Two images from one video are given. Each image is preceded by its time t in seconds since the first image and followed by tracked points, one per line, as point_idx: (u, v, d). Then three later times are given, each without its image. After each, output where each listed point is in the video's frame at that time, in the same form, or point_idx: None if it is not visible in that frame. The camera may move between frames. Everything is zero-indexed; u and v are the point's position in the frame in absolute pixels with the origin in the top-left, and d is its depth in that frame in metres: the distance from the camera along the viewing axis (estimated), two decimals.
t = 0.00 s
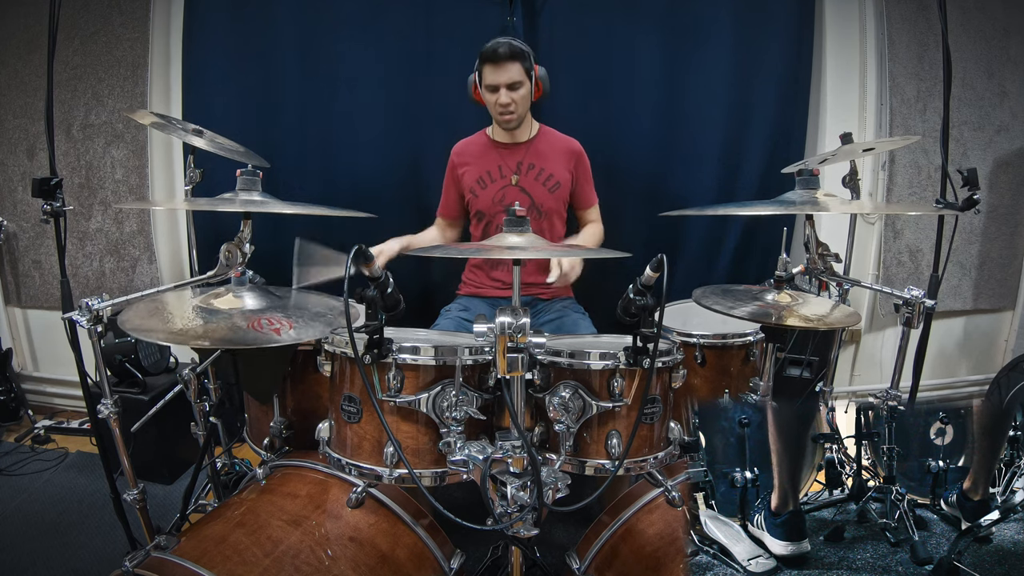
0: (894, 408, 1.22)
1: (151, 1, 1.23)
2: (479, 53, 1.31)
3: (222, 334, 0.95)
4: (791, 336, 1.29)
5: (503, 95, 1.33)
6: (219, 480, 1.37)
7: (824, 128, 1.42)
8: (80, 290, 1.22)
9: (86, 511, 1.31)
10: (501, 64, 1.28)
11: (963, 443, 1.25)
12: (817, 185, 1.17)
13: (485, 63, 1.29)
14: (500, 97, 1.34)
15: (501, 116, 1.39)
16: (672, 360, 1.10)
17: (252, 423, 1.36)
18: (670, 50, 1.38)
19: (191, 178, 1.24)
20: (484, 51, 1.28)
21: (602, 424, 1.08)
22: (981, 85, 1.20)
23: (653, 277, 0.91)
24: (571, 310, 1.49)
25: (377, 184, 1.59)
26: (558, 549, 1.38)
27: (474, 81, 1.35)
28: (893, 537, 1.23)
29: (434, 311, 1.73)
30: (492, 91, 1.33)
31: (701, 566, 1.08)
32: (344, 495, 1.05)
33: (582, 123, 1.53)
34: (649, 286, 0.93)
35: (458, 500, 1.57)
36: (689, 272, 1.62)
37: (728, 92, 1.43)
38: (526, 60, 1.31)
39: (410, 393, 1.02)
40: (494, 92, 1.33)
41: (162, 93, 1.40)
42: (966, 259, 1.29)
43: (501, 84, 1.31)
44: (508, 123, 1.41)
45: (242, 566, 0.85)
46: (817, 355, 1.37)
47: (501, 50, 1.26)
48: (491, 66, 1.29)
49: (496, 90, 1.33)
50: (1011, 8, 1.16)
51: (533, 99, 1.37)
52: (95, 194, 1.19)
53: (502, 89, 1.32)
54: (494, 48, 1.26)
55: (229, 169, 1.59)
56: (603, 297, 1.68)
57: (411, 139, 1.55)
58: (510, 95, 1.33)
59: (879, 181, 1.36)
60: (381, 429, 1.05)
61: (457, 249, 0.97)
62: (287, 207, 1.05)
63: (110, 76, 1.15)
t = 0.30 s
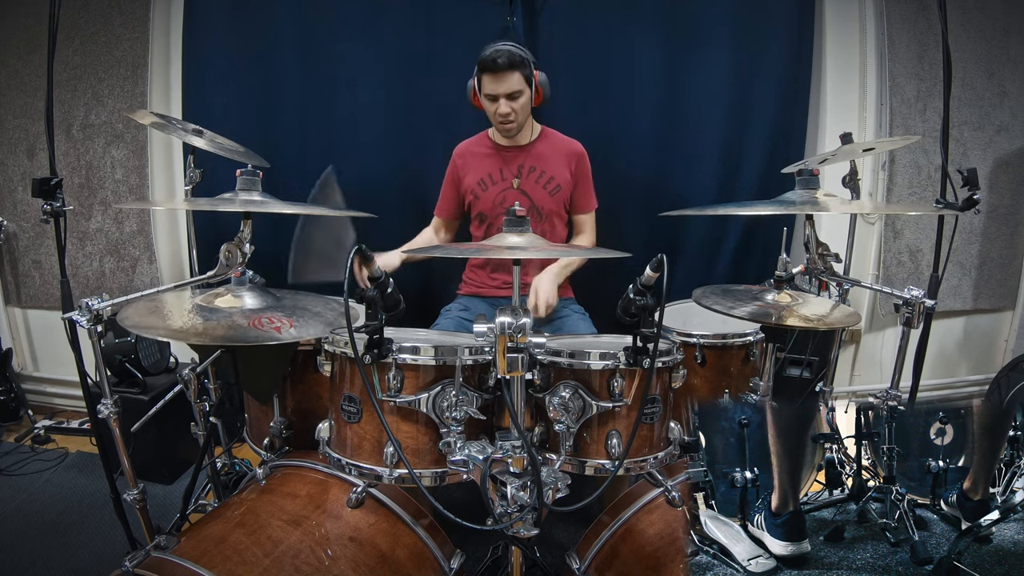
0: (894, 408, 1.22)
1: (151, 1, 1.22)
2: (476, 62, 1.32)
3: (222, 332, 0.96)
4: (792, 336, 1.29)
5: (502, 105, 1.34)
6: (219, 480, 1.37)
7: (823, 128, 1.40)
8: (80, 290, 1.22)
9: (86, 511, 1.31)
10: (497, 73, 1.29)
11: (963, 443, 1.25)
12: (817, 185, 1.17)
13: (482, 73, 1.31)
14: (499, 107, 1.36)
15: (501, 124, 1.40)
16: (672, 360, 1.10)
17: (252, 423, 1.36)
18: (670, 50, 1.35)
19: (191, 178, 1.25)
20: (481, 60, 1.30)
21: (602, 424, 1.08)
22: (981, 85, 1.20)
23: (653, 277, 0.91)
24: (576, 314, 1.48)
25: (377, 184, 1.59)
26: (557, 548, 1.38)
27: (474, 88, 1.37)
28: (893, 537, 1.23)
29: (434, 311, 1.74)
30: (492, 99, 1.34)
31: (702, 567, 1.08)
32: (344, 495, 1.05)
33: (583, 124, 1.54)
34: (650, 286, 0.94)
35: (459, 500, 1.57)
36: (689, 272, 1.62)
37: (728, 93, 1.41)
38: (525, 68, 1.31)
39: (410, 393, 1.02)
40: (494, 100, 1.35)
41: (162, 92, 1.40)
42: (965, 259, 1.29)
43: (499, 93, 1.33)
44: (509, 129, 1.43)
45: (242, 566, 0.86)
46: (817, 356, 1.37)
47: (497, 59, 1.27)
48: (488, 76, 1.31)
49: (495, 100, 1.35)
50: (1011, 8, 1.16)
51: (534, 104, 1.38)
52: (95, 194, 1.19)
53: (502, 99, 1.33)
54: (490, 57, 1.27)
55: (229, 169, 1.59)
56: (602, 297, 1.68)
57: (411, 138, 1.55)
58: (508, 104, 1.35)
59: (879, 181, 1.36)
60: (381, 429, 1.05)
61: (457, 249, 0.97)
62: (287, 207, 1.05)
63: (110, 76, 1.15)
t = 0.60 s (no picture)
0: (894, 408, 1.22)
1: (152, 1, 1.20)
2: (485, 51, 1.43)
3: (223, 336, 0.96)
4: (792, 336, 1.29)
5: (514, 87, 1.45)
6: (219, 480, 1.37)
7: (823, 128, 1.40)
8: (80, 290, 1.22)
9: (86, 511, 1.31)
10: (513, 58, 1.41)
11: (963, 443, 1.26)
12: (817, 185, 1.17)
13: (495, 58, 1.42)
14: (512, 90, 1.46)
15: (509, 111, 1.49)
16: (672, 360, 1.10)
17: (252, 423, 1.36)
18: (670, 50, 1.35)
19: (191, 179, 1.27)
20: (495, 47, 1.41)
21: (602, 424, 1.08)
22: (981, 85, 1.20)
23: (653, 277, 0.92)
24: (576, 314, 1.49)
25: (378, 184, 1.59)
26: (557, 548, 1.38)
27: (482, 77, 1.45)
28: (893, 537, 1.23)
29: (434, 311, 1.74)
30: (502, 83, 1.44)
31: (702, 567, 1.08)
32: (344, 495, 1.05)
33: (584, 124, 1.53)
34: (649, 286, 0.94)
35: (460, 501, 1.57)
36: (688, 272, 1.62)
37: (728, 93, 1.41)
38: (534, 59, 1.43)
39: (410, 393, 1.02)
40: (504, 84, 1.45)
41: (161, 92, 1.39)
42: (965, 259, 1.29)
43: (509, 77, 1.44)
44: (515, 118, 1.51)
45: (242, 566, 0.85)
46: (817, 356, 1.37)
47: (515, 45, 1.40)
48: (501, 61, 1.42)
49: (507, 84, 1.45)
50: (1011, 8, 1.16)
51: (538, 98, 1.49)
52: (95, 194, 1.19)
53: (514, 81, 1.44)
54: (509, 43, 1.39)
55: (229, 169, 1.59)
56: (602, 297, 1.68)
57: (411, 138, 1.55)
58: (518, 88, 1.45)
59: (879, 181, 1.36)
60: (381, 429, 1.05)
61: (457, 249, 0.98)
62: (287, 207, 1.05)
63: (110, 76, 1.15)
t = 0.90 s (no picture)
0: (894, 408, 1.21)
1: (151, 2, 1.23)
2: (494, 49, 1.34)
3: (222, 334, 0.96)
4: (793, 336, 1.29)
5: (529, 88, 1.40)
6: (219, 480, 1.37)
7: (824, 129, 1.40)
8: (80, 290, 1.22)
9: (85, 511, 1.31)
10: (526, 59, 1.37)
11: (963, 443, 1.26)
12: (817, 186, 1.16)
13: (507, 58, 1.35)
14: (524, 91, 1.40)
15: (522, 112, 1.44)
16: (672, 360, 1.10)
17: (252, 423, 1.36)
18: (671, 50, 1.37)
19: (191, 178, 1.26)
20: (508, 46, 1.34)
21: (602, 424, 1.08)
22: (981, 85, 1.21)
23: (653, 277, 0.92)
24: (574, 311, 1.50)
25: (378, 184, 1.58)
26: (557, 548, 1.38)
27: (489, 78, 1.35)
28: (893, 537, 1.23)
29: (433, 311, 1.74)
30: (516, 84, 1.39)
31: (703, 566, 1.09)
32: (344, 495, 1.05)
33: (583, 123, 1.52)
34: (649, 286, 0.94)
35: (459, 501, 1.57)
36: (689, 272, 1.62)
37: (728, 92, 1.41)
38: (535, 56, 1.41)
39: (410, 393, 1.02)
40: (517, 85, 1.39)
41: (162, 93, 1.39)
42: (966, 259, 1.29)
43: (522, 78, 1.39)
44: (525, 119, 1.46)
45: (242, 566, 0.85)
46: (817, 356, 1.36)
47: (528, 47, 1.36)
48: (513, 61, 1.36)
49: (520, 85, 1.40)
50: (1011, 8, 1.16)
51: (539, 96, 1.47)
52: (95, 194, 1.19)
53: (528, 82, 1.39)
54: (523, 43, 1.35)
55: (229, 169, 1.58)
56: (602, 296, 1.68)
57: (411, 138, 1.55)
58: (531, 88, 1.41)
59: (879, 181, 1.34)
60: (380, 429, 1.05)
61: (457, 249, 0.98)
62: (287, 207, 1.05)
63: (110, 76, 1.15)
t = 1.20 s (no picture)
0: (895, 408, 1.22)
1: (151, 1, 1.20)
2: (493, 46, 1.42)
3: (223, 334, 0.96)
4: (792, 336, 1.29)
5: (530, 77, 1.47)
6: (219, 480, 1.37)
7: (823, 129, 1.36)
8: (80, 290, 1.22)
9: (86, 511, 1.31)
10: (525, 50, 1.44)
11: (963, 442, 1.26)
12: (817, 185, 1.16)
13: (507, 50, 1.43)
14: (526, 81, 1.48)
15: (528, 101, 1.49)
16: (672, 360, 1.10)
17: (252, 423, 1.36)
18: (670, 51, 1.33)
19: (191, 179, 1.28)
20: (505, 40, 1.43)
21: (602, 424, 1.08)
22: (981, 85, 1.21)
23: (653, 277, 0.92)
24: (574, 312, 1.49)
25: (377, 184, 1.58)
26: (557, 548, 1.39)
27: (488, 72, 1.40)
28: (893, 537, 1.23)
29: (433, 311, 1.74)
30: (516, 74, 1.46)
31: (702, 566, 1.09)
32: (344, 495, 1.05)
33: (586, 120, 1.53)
34: (649, 286, 0.94)
35: (461, 501, 1.58)
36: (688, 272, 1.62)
37: (726, 94, 1.37)
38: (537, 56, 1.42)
39: (410, 393, 1.02)
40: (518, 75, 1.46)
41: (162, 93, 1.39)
42: (965, 259, 1.28)
43: (521, 68, 1.46)
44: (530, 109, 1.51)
45: (242, 566, 0.86)
46: (816, 356, 1.35)
47: (526, 36, 1.43)
48: (513, 53, 1.44)
49: (521, 76, 1.47)
50: (1011, 8, 1.17)
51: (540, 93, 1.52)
52: (95, 194, 1.19)
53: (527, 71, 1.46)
54: (521, 34, 1.42)
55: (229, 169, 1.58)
56: (602, 296, 1.68)
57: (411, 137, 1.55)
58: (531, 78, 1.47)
59: (879, 181, 1.33)
60: (381, 429, 1.05)
61: (457, 249, 0.98)
62: (287, 207, 1.05)
63: (110, 76, 1.15)
